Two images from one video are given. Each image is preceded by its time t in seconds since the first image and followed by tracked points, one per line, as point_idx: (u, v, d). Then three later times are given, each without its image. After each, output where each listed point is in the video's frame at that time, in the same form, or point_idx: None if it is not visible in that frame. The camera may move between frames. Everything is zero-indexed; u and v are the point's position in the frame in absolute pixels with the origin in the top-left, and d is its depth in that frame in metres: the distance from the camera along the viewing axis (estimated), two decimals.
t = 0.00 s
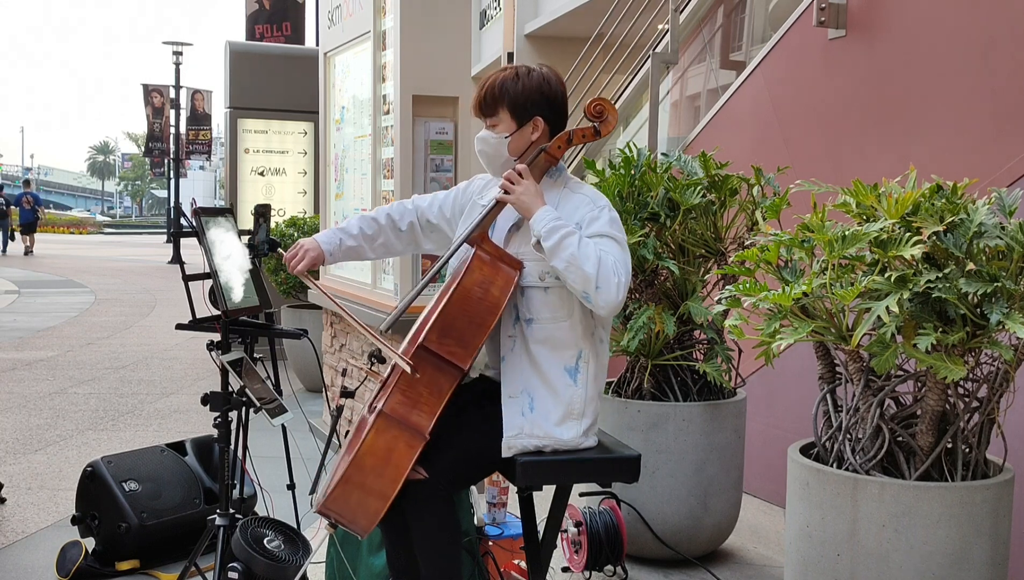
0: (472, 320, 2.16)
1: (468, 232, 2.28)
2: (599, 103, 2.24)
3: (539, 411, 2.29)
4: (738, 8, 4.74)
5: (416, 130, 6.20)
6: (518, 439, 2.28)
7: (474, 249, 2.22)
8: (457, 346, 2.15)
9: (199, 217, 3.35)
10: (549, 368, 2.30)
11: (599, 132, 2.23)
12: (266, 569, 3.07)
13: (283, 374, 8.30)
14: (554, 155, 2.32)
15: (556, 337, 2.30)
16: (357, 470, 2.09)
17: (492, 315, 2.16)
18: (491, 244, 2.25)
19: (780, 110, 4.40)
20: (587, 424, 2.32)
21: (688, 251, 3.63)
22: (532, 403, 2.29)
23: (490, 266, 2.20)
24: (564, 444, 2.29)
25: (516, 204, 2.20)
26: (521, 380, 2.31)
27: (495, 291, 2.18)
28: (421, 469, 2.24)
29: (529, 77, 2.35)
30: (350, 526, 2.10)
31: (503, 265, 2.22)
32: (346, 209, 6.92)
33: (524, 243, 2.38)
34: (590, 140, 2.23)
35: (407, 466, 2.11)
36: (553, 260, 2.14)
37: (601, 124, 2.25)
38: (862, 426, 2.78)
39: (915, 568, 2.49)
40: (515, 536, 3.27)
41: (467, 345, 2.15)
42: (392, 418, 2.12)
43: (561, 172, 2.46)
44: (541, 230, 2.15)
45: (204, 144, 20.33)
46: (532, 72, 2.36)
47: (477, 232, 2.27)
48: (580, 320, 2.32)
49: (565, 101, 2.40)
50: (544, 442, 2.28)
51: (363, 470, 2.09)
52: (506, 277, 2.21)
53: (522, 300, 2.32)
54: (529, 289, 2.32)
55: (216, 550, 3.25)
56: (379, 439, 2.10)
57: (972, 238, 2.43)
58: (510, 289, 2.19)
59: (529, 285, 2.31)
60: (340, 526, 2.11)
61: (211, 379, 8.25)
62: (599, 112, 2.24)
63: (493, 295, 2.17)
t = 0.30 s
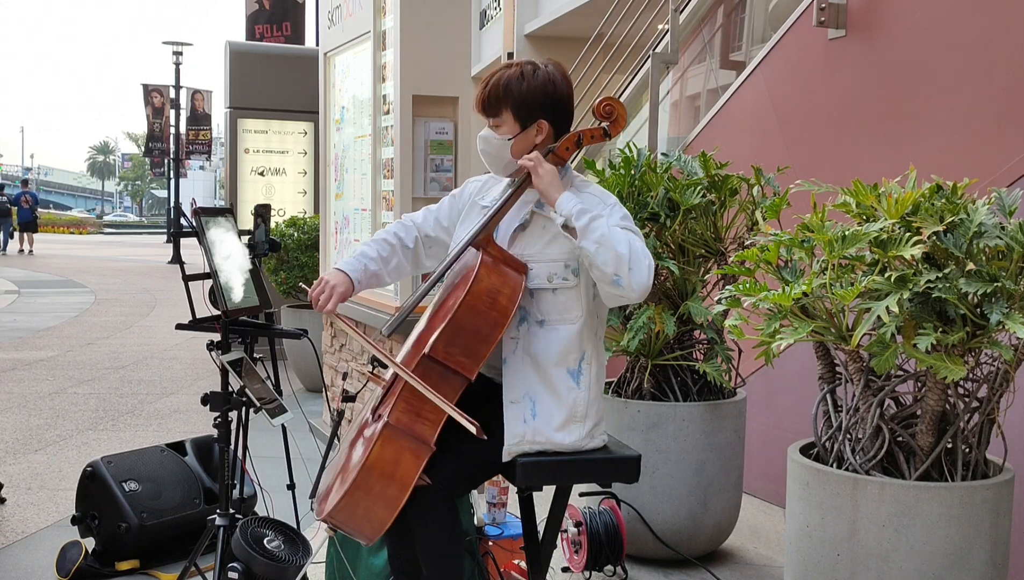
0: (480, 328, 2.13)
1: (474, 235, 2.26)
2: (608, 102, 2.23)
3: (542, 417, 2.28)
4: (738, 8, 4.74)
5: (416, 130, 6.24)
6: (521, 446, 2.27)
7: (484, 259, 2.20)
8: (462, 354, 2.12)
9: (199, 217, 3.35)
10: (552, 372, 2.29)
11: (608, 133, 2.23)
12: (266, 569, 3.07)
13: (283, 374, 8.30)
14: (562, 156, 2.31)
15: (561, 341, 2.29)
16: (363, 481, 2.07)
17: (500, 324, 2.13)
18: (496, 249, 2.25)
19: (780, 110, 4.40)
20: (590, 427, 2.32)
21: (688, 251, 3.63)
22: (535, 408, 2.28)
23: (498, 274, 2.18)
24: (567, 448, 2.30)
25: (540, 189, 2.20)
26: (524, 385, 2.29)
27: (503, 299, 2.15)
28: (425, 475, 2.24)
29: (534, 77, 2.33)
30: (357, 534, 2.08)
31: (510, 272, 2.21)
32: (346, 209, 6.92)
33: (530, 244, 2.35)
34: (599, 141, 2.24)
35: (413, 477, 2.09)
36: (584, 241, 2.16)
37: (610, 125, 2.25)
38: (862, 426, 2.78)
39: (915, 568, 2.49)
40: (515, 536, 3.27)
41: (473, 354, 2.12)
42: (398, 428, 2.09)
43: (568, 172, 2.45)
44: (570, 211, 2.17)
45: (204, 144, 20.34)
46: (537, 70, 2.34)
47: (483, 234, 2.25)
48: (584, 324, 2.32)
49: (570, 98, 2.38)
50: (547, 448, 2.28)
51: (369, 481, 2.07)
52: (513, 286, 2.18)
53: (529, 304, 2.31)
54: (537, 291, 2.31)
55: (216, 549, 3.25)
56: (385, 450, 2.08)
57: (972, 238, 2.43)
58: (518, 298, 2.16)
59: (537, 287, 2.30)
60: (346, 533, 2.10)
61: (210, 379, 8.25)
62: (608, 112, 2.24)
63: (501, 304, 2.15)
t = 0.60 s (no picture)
0: (484, 334, 2.12)
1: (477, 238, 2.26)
2: (614, 105, 2.23)
3: (542, 420, 2.28)
4: (737, 8, 4.74)
5: (416, 130, 6.32)
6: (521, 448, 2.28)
7: (488, 263, 2.19)
8: (467, 361, 2.12)
9: (199, 217, 3.35)
10: (552, 377, 2.29)
11: (614, 137, 2.23)
12: (266, 569, 3.07)
13: (283, 374, 8.30)
14: (568, 159, 2.29)
15: (562, 345, 2.29)
16: (366, 485, 2.08)
17: (505, 330, 2.13)
18: (500, 252, 2.24)
19: (780, 110, 4.40)
20: (591, 431, 2.32)
21: (688, 251, 3.63)
22: (536, 411, 2.29)
23: (503, 278, 2.17)
24: (568, 451, 2.29)
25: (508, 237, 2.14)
26: (525, 389, 2.30)
27: (508, 304, 2.14)
28: (427, 477, 2.24)
29: (540, 75, 2.35)
30: (359, 537, 2.11)
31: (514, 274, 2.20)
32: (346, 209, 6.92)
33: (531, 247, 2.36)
34: (603, 144, 2.23)
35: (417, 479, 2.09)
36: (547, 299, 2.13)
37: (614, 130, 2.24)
38: (862, 427, 2.78)
39: (915, 568, 2.49)
40: (515, 537, 3.27)
41: (477, 360, 2.12)
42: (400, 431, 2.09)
43: (569, 175, 2.44)
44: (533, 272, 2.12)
45: (203, 144, 20.33)
46: (544, 69, 2.36)
47: (486, 237, 2.25)
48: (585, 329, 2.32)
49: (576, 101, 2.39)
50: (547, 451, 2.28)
51: (372, 485, 2.08)
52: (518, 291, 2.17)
53: (533, 309, 2.32)
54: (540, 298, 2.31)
55: (216, 549, 3.25)
56: (388, 454, 2.08)
57: (972, 238, 2.43)
58: (523, 303, 2.16)
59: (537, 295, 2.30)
60: (349, 536, 2.12)
61: (210, 379, 8.25)
62: (614, 115, 2.24)
63: (506, 309, 2.14)
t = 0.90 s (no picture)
0: (484, 334, 2.12)
1: (477, 238, 2.26)
2: (616, 106, 2.24)
3: (542, 421, 2.28)
4: (738, 8, 4.74)
5: (416, 130, 6.30)
6: (521, 449, 2.26)
7: (490, 263, 2.19)
8: (466, 361, 2.12)
9: (199, 217, 3.35)
10: (553, 378, 2.29)
11: (614, 137, 2.23)
12: (266, 569, 3.07)
13: (283, 374, 8.30)
14: (568, 159, 2.31)
15: (562, 346, 2.30)
16: (365, 485, 2.08)
17: (504, 330, 2.12)
18: (500, 252, 2.24)
19: (780, 110, 4.40)
20: (591, 432, 2.32)
21: (688, 251, 3.63)
22: (536, 412, 2.28)
23: (502, 277, 2.17)
24: (569, 452, 2.29)
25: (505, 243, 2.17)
26: (525, 391, 2.30)
27: (508, 304, 2.14)
28: (426, 476, 2.24)
29: (544, 72, 2.35)
30: (359, 537, 2.11)
31: (513, 273, 2.20)
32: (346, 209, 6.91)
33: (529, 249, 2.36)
34: (604, 144, 2.24)
35: (419, 477, 2.09)
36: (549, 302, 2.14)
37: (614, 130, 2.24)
38: (862, 426, 2.78)
39: (915, 568, 2.49)
40: (515, 536, 3.27)
41: (477, 360, 2.12)
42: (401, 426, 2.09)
43: (570, 175, 2.43)
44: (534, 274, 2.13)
45: (203, 144, 20.33)
46: (549, 67, 2.36)
47: (486, 237, 2.25)
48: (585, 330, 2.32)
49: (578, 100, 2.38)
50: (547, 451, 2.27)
51: (372, 484, 2.08)
52: (518, 292, 2.16)
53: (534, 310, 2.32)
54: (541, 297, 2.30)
55: (216, 550, 3.25)
56: (387, 454, 2.08)
57: (972, 238, 2.43)
58: (522, 302, 2.15)
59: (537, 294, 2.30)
60: (349, 536, 2.12)
61: (210, 379, 8.25)
62: (616, 116, 2.24)
63: (505, 308, 2.14)
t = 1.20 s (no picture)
0: (482, 332, 2.13)
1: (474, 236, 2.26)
2: (610, 103, 2.23)
3: (542, 420, 2.28)
4: (738, 8, 4.74)
5: (416, 130, 6.30)
6: (521, 448, 2.26)
7: (487, 262, 2.19)
8: (465, 359, 2.12)
9: (199, 217, 3.35)
10: (554, 376, 2.29)
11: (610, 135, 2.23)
12: (266, 569, 3.07)
13: (283, 374, 8.31)
14: (564, 158, 2.32)
15: (563, 345, 2.31)
16: (365, 484, 2.06)
17: (502, 327, 2.13)
18: (497, 251, 2.24)
19: (780, 110, 4.40)
20: (591, 432, 2.33)
21: (688, 251, 3.63)
22: (536, 411, 2.28)
23: (498, 274, 2.18)
24: (568, 451, 2.29)
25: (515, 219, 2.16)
26: (525, 389, 2.29)
27: (507, 302, 2.15)
28: (426, 476, 2.24)
29: (532, 72, 2.35)
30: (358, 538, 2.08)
31: (509, 271, 2.21)
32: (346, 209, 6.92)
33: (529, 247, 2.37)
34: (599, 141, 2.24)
35: (418, 475, 2.08)
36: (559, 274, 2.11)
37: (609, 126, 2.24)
38: (862, 426, 2.78)
39: (915, 568, 2.49)
40: (515, 536, 3.27)
41: (475, 358, 2.12)
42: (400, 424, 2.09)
43: (568, 173, 2.44)
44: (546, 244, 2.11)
45: (204, 144, 20.33)
46: (537, 66, 2.36)
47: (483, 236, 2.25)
48: (585, 329, 2.33)
49: (570, 97, 2.38)
50: (547, 451, 2.27)
51: (372, 482, 2.06)
52: (516, 291, 2.17)
53: (532, 308, 2.32)
54: (540, 295, 2.31)
55: (216, 549, 3.24)
56: (386, 453, 2.07)
57: (972, 238, 2.43)
58: (520, 299, 2.16)
59: (536, 291, 2.31)
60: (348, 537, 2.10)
61: (211, 379, 8.25)
62: (610, 113, 2.24)
63: (503, 306, 2.14)
